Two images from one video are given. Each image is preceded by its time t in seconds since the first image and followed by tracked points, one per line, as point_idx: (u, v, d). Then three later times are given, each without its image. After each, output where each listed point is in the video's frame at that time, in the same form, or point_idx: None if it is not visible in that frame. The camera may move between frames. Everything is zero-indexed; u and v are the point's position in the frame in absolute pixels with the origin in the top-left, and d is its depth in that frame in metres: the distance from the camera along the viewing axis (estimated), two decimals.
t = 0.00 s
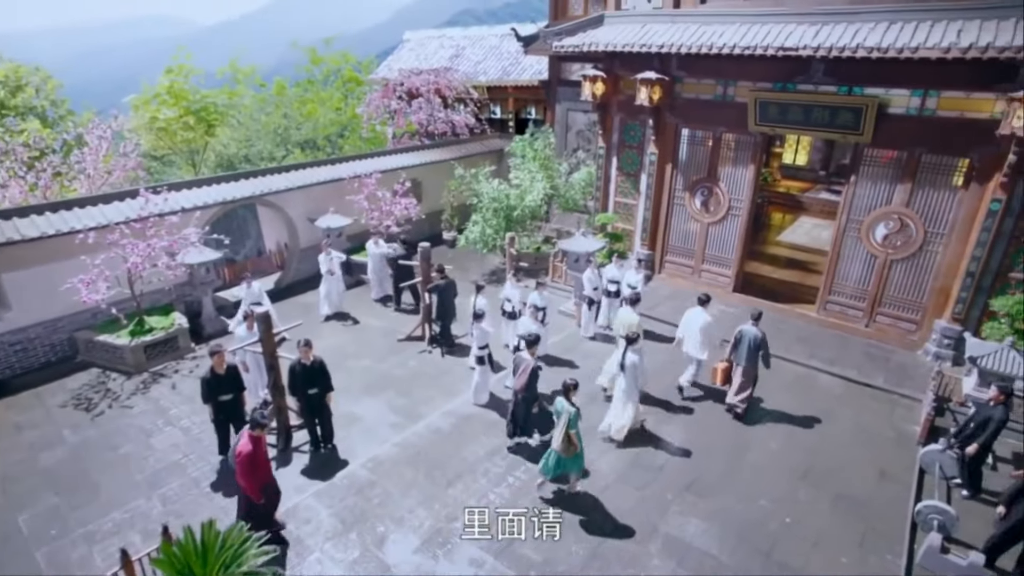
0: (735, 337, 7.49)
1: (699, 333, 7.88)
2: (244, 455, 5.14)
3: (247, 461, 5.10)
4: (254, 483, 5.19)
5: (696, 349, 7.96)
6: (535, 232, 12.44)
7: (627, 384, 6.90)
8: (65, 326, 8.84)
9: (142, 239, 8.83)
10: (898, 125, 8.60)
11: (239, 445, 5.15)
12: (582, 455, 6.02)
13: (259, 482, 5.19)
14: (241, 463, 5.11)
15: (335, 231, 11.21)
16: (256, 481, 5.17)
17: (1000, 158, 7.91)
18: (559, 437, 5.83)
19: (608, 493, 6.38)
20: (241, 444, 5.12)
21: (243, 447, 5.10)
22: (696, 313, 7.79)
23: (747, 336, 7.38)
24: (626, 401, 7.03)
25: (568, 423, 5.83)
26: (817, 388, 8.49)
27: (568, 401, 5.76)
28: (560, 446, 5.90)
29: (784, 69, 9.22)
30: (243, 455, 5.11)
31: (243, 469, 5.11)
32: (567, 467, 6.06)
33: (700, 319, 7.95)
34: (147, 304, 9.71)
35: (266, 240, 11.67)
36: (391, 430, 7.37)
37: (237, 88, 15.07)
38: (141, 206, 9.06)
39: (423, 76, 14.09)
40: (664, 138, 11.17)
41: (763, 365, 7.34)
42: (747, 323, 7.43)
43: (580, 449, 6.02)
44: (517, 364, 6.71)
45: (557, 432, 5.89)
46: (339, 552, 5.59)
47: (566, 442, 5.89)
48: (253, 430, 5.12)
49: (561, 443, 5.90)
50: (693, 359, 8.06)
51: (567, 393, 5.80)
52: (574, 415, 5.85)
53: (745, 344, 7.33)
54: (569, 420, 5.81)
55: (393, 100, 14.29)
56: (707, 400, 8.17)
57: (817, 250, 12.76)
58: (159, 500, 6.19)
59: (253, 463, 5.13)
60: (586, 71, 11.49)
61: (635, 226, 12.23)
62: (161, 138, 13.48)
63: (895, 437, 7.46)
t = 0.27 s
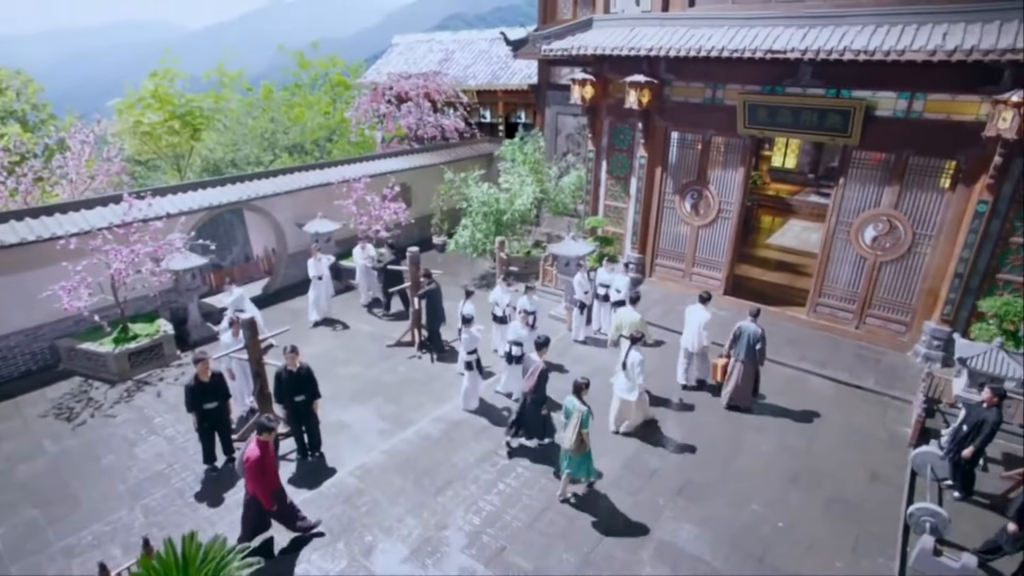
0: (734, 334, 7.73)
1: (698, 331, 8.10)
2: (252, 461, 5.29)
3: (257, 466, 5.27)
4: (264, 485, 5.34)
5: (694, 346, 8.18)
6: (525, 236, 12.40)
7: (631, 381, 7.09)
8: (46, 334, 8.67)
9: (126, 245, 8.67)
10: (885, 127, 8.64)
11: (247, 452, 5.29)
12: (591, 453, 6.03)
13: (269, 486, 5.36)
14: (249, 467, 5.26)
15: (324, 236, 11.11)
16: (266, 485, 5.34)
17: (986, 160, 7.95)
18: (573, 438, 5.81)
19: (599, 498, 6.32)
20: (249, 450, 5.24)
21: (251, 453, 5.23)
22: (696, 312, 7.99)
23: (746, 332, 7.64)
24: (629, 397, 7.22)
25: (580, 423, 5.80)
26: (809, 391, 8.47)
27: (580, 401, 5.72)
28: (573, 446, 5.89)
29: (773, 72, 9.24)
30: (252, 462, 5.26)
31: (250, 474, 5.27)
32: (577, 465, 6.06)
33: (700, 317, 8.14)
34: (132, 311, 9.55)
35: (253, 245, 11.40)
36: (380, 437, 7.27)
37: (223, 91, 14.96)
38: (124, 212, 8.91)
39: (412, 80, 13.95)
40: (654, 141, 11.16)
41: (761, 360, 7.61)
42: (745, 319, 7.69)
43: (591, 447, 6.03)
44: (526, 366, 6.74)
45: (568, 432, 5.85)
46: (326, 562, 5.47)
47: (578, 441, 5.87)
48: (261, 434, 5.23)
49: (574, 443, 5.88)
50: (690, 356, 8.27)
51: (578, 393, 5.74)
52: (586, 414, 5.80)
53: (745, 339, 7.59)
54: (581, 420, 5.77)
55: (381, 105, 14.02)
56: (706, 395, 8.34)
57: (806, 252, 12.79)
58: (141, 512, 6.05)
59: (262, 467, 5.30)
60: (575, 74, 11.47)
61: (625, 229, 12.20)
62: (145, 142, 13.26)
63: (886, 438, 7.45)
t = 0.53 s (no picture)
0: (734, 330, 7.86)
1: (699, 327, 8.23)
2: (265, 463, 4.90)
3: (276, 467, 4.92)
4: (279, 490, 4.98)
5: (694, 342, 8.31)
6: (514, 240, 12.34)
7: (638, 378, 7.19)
8: (24, 342, 8.49)
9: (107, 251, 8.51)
10: (872, 129, 8.66)
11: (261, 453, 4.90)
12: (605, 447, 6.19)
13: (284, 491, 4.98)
14: (264, 471, 4.87)
15: (311, 242, 10.97)
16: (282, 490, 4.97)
17: (972, 162, 7.98)
18: (587, 433, 5.97)
19: (590, 505, 6.23)
20: (264, 452, 4.87)
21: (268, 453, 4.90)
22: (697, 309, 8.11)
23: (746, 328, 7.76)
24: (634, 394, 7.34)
25: (595, 420, 5.98)
26: (799, 394, 8.44)
27: (593, 398, 5.88)
28: (587, 441, 6.05)
29: (760, 75, 9.25)
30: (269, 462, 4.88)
31: (267, 477, 4.87)
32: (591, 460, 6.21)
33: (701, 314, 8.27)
34: (114, 318, 9.38)
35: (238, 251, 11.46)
36: (367, 445, 7.14)
37: (208, 94, 14.78)
38: (105, 217, 8.74)
39: (400, 84, 13.89)
40: (643, 144, 11.13)
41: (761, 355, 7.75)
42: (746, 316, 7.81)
43: (604, 443, 6.19)
44: (533, 366, 6.83)
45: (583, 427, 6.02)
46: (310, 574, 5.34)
47: (591, 437, 6.04)
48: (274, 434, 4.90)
49: (588, 438, 6.05)
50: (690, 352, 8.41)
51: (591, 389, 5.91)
52: (599, 411, 5.96)
53: (745, 336, 7.73)
54: (595, 417, 5.92)
55: (370, 109, 14.02)
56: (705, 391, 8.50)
57: (795, 255, 12.81)
58: (120, 524, 5.89)
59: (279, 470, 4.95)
60: (564, 77, 11.42)
61: (614, 233, 12.15)
62: (128, 147, 13.07)
63: (876, 441, 7.42)
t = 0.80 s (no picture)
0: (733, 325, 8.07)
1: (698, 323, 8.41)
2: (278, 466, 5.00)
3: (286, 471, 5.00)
4: (291, 491, 5.09)
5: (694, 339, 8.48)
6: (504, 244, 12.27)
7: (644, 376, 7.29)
8: (2, 351, 8.30)
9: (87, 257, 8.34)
10: (860, 132, 8.67)
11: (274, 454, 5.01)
12: (621, 446, 6.21)
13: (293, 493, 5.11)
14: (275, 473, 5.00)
15: (298, 247, 10.84)
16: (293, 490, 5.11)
17: (959, 164, 8.00)
18: (600, 431, 6.00)
19: (581, 512, 6.13)
20: (274, 455, 4.98)
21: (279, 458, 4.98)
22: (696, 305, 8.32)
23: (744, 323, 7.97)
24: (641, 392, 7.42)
25: (607, 417, 6.01)
26: (791, 397, 8.39)
27: (604, 395, 5.93)
28: (601, 439, 6.07)
29: (749, 78, 9.25)
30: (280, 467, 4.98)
31: (277, 481, 4.99)
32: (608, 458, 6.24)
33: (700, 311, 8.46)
34: (95, 326, 9.20)
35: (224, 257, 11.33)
36: (354, 452, 7.01)
37: (192, 98, 14.57)
38: (86, 222, 8.58)
39: (389, 88, 13.82)
40: (632, 147, 11.11)
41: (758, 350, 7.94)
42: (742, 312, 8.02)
43: (618, 441, 6.22)
44: (539, 365, 6.78)
45: (595, 426, 6.07)
46: None
47: (605, 434, 6.06)
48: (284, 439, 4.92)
49: (601, 436, 6.07)
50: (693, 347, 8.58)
51: (601, 387, 5.96)
52: (612, 407, 6.02)
53: (744, 331, 7.93)
54: (607, 414, 5.97)
55: (358, 113, 13.97)
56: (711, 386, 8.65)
57: (785, 258, 12.83)
58: (99, 538, 5.73)
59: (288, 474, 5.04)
60: (553, 81, 11.38)
61: (604, 237, 12.10)
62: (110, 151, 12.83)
63: (868, 443, 7.39)
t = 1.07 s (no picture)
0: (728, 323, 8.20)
1: (695, 322, 8.54)
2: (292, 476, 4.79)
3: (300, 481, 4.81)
4: (304, 502, 4.91)
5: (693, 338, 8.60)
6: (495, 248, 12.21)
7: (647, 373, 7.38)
8: None
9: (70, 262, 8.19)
10: (849, 134, 8.69)
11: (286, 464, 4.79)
12: (633, 441, 6.27)
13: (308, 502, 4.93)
14: (288, 482, 4.80)
15: (287, 251, 10.73)
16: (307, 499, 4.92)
17: (947, 166, 8.03)
18: (613, 426, 6.06)
19: (572, 518, 6.04)
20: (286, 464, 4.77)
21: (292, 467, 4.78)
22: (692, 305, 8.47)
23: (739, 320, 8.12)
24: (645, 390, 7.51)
25: (620, 412, 6.08)
26: (784, 400, 8.35)
27: (616, 389, 6.00)
28: (614, 435, 6.12)
29: (738, 81, 9.25)
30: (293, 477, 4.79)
31: (291, 491, 4.81)
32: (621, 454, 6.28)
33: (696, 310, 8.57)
34: (79, 332, 9.05)
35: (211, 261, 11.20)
36: (343, 459, 6.90)
37: (180, 101, 14.26)
38: (68, 227, 8.42)
39: (379, 91, 13.76)
40: (623, 150, 11.08)
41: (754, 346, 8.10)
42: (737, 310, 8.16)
43: (630, 437, 6.28)
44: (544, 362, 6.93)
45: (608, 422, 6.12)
46: None
47: (618, 430, 6.12)
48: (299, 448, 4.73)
49: (614, 432, 6.12)
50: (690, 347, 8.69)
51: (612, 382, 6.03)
52: (624, 403, 6.09)
53: (739, 329, 8.06)
54: (619, 409, 6.05)
55: (348, 117, 13.90)
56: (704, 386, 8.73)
57: (777, 260, 12.84)
58: (79, 550, 5.58)
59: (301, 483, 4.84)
60: (543, 84, 11.35)
61: (596, 240, 12.05)
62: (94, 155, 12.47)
63: (861, 446, 7.35)
